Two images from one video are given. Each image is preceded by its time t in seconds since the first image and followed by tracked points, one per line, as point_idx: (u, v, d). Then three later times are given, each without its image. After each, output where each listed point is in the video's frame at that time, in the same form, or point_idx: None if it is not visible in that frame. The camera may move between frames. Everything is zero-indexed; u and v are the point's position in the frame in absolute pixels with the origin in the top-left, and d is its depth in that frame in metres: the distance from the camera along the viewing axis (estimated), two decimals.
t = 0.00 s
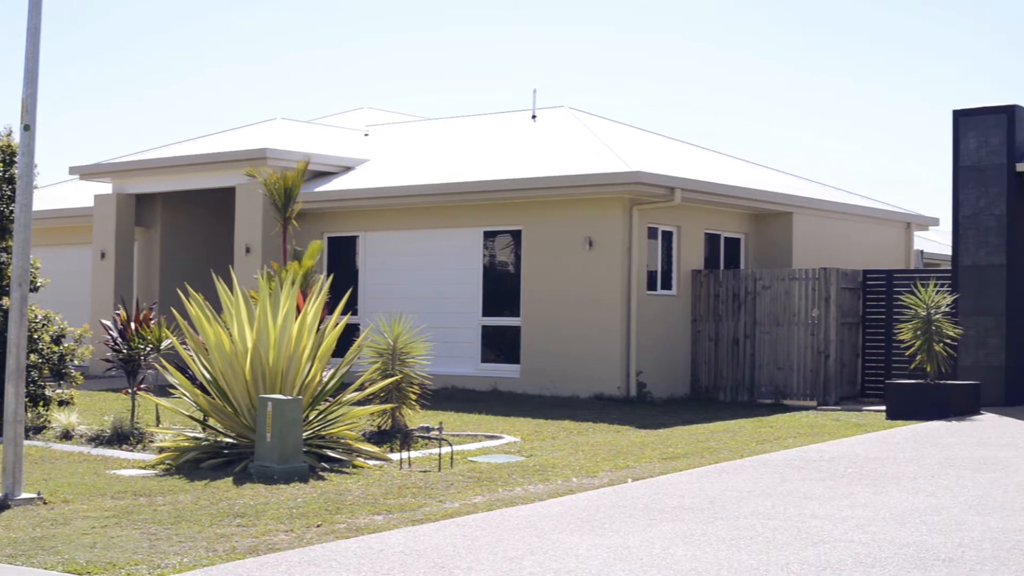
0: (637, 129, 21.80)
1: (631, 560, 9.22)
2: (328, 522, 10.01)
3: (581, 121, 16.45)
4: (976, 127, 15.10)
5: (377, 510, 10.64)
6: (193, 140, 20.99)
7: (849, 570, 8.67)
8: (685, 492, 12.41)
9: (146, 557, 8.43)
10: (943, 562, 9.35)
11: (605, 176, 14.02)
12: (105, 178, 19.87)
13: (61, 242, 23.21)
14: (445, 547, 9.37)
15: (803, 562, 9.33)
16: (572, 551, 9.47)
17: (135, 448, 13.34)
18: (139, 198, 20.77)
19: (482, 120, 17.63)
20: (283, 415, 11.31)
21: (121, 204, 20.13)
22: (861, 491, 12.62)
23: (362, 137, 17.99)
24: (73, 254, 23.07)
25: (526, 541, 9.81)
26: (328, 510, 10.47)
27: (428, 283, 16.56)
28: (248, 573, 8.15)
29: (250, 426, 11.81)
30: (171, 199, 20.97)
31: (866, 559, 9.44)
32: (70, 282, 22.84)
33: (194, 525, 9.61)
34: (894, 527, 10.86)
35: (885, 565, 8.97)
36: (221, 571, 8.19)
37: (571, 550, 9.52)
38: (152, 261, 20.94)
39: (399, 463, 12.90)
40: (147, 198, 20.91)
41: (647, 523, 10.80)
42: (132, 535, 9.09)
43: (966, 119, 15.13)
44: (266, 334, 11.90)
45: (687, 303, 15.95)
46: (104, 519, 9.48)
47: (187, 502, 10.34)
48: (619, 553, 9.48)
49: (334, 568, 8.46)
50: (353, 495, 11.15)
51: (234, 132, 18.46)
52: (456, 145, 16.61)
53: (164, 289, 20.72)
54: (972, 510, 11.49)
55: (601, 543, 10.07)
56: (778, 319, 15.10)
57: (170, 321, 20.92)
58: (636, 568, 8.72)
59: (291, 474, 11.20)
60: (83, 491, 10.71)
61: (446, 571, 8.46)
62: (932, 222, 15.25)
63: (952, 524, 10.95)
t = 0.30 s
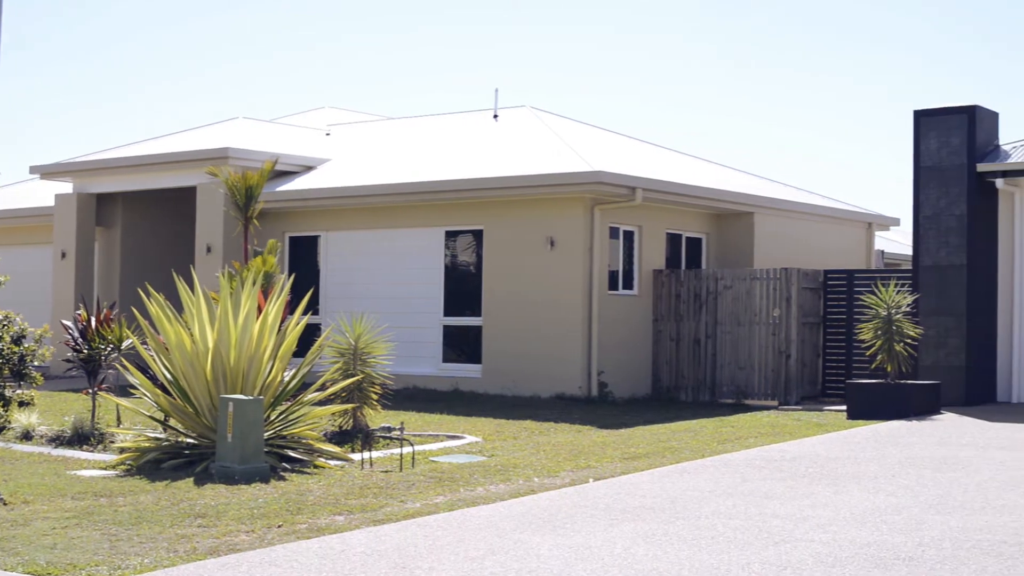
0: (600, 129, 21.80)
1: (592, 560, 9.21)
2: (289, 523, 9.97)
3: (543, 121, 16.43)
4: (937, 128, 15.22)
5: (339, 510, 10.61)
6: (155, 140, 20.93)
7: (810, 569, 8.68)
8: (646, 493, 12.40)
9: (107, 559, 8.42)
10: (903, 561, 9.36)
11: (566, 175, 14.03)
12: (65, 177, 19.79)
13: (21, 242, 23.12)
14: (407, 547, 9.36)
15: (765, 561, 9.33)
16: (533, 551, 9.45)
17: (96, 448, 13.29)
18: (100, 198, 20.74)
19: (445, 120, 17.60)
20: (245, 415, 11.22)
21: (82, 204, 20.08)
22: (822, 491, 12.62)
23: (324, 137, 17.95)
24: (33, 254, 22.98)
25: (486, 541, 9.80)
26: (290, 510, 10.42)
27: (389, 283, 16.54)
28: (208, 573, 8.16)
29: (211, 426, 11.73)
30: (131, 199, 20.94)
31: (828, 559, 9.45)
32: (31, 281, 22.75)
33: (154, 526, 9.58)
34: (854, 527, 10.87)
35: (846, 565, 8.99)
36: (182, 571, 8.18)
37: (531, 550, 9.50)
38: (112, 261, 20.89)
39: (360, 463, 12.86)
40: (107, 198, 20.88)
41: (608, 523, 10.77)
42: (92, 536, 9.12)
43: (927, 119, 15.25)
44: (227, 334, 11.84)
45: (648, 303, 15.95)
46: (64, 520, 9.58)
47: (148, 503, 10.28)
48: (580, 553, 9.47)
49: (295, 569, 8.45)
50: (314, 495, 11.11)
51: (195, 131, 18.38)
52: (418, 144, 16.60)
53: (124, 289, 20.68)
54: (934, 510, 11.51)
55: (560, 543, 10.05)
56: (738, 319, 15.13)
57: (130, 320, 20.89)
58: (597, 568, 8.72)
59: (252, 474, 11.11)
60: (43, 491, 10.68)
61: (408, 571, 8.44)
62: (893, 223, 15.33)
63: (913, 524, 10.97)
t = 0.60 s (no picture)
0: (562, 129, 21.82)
1: (554, 560, 9.20)
2: (250, 523, 9.92)
3: (505, 121, 16.42)
4: (898, 128, 15.29)
5: (300, 510, 10.55)
6: (116, 139, 20.86)
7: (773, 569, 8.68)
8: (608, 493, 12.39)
9: (67, 560, 8.39)
10: (864, 560, 9.37)
11: (527, 175, 14.05)
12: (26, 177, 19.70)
13: None
14: (369, 547, 9.34)
15: (727, 561, 9.33)
16: (495, 552, 9.44)
17: (56, 449, 13.21)
18: (60, 198, 20.68)
19: (407, 119, 17.57)
20: (206, 415, 11.08)
21: (42, 203, 20.01)
22: (783, 490, 12.63)
23: (287, 136, 17.91)
24: None
25: (448, 541, 9.79)
26: (251, 510, 10.35)
27: (350, 283, 16.51)
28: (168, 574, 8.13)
29: (171, 426, 11.59)
30: (92, 199, 20.88)
31: (791, 559, 9.45)
32: None
33: (115, 526, 9.53)
34: (816, 527, 10.89)
35: (809, 565, 9.00)
36: (143, 573, 8.14)
37: (494, 550, 9.49)
38: (73, 261, 20.83)
39: (321, 463, 12.82)
40: (68, 198, 20.82)
41: (570, 523, 10.76)
42: (53, 538, 9.06)
43: (888, 120, 15.30)
44: (188, 334, 11.73)
45: (610, 303, 15.96)
46: (25, 521, 9.53)
47: (108, 504, 10.20)
48: (543, 553, 9.45)
49: (255, 569, 8.43)
50: (276, 496, 11.05)
51: (157, 130, 18.31)
52: (381, 144, 16.58)
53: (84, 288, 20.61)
54: (896, 509, 11.52)
55: (521, 543, 10.04)
56: (700, 319, 15.15)
57: (91, 320, 20.82)
58: (559, 569, 8.72)
59: (213, 475, 10.98)
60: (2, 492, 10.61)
61: (370, 572, 8.43)
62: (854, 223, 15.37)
63: (874, 524, 10.98)
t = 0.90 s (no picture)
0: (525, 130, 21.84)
1: (516, 560, 9.19)
2: (211, 524, 9.86)
3: (467, 121, 16.42)
4: (859, 129, 15.34)
5: (261, 511, 10.49)
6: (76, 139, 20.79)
7: (734, 569, 8.68)
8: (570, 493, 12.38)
9: (26, 561, 8.36)
10: (826, 559, 9.38)
11: (489, 175, 14.07)
12: None
13: None
14: (330, 548, 9.31)
15: (688, 561, 9.33)
16: (456, 552, 9.41)
17: (16, 449, 13.07)
18: (20, 199, 20.64)
19: (369, 119, 17.55)
20: (167, 416, 10.96)
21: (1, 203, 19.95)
22: (744, 490, 12.64)
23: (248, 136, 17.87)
24: None
25: (410, 541, 9.76)
26: (212, 511, 10.27)
27: (310, 283, 16.47)
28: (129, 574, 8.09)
29: (132, 427, 11.44)
30: (52, 199, 20.83)
31: (752, 558, 9.45)
32: None
33: (75, 528, 9.45)
34: (777, 527, 10.89)
35: (770, 564, 9.01)
36: (103, 574, 8.09)
37: (456, 550, 9.46)
38: (32, 261, 20.76)
39: (282, 463, 12.77)
40: (27, 198, 20.77)
41: (532, 522, 10.73)
42: (11, 539, 8.99)
43: (850, 120, 15.35)
44: (149, 334, 11.59)
45: (572, 303, 15.96)
46: None
47: (68, 505, 10.10)
48: (504, 553, 9.44)
49: (216, 570, 8.38)
50: (237, 496, 10.99)
51: (117, 131, 18.23)
52: (343, 143, 16.54)
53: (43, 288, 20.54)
54: (858, 509, 11.54)
55: (483, 543, 10.02)
56: (662, 318, 15.17)
57: (50, 321, 20.75)
58: (521, 568, 8.70)
59: (174, 476, 10.88)
60: None
61: (331, 572, 8.40)
62: (816, 223, 15.40)
63: (836, 523, 11.00)
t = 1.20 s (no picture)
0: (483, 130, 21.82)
1: (472, 559, 9.16)
2: (165, 525, 9.78)
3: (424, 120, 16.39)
4: (816, 130, 15.39)
5: (217, 512, 10.40)
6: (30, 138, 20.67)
7: (691, 569, 8.67)
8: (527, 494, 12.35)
9: None
10: (782, 558, 9.38)
11: (444, 175, 14.09)
12: None
13: None
14: (286, 548, 9.25)
15: (644, 561, 9.29)
16: (411, 552, 9.36)
17: None
18: None
19: (326, 118, 17.50)
20: (122, 416, 10.85)
21: None
22: (701, 489, 12.64)
23: (204, 136, 17.79)
24: None
25: (366, 542, 9.71)
26: (167, 512, 10.18)
27: (266, 284, 16.42)
28: None
29: (88, 427, 11.30)
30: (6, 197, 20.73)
31: (710, 557, 9.44)
32: None
33: (28, 529, 9.35)
34: (734, 526, 10.90)
35: (728, 564, 8.99)
36: None
37: (412, 550, 9.40)
38: None
39: (238, 463, 12.69)
40: None
41: (489, 522, 10.69)
42: None
43: (807, 121, 15.39)
44: (104, 334, 11.47)
45: (529, 303, 15.94)
46: None
47: (22, 506, 9.98)
48: (460, 553, 9.40)
49: (171, 571, 8.32)
50: (192, 497, 10.91)
51: (72, 130, 18.12)
52: (300, 143, 16.48)
53: None
54: (815, 509, 11.56)
55: (440, 543, 9.97)
56: (619, 319, 15.18)
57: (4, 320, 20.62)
58: (477, 568, 8.66)
59: (129, 476, 10.77)
60: None
61: (287, 573, 8.35)
62: (772, 224, 15.44)
63: (793, 522, 11.01)
